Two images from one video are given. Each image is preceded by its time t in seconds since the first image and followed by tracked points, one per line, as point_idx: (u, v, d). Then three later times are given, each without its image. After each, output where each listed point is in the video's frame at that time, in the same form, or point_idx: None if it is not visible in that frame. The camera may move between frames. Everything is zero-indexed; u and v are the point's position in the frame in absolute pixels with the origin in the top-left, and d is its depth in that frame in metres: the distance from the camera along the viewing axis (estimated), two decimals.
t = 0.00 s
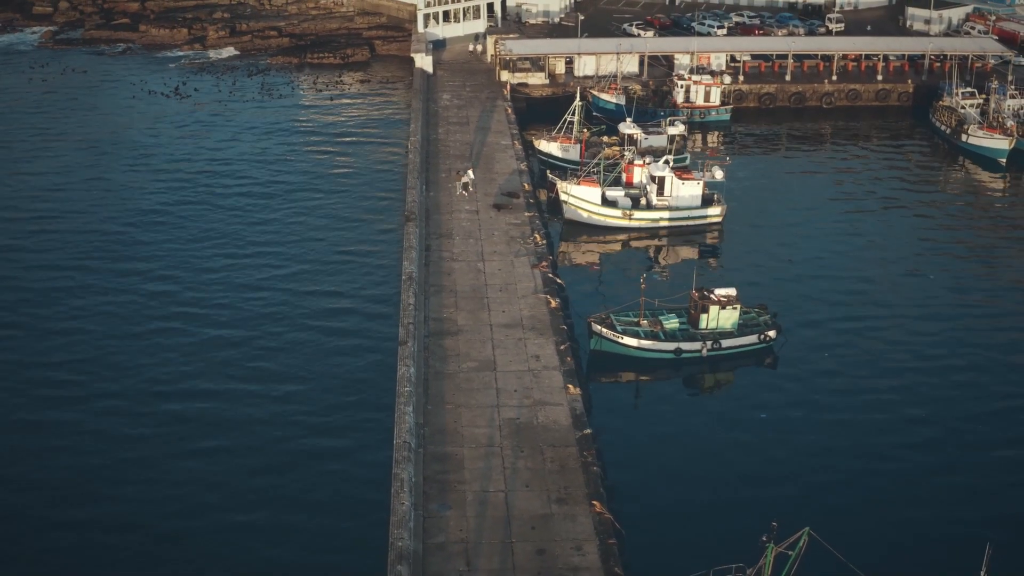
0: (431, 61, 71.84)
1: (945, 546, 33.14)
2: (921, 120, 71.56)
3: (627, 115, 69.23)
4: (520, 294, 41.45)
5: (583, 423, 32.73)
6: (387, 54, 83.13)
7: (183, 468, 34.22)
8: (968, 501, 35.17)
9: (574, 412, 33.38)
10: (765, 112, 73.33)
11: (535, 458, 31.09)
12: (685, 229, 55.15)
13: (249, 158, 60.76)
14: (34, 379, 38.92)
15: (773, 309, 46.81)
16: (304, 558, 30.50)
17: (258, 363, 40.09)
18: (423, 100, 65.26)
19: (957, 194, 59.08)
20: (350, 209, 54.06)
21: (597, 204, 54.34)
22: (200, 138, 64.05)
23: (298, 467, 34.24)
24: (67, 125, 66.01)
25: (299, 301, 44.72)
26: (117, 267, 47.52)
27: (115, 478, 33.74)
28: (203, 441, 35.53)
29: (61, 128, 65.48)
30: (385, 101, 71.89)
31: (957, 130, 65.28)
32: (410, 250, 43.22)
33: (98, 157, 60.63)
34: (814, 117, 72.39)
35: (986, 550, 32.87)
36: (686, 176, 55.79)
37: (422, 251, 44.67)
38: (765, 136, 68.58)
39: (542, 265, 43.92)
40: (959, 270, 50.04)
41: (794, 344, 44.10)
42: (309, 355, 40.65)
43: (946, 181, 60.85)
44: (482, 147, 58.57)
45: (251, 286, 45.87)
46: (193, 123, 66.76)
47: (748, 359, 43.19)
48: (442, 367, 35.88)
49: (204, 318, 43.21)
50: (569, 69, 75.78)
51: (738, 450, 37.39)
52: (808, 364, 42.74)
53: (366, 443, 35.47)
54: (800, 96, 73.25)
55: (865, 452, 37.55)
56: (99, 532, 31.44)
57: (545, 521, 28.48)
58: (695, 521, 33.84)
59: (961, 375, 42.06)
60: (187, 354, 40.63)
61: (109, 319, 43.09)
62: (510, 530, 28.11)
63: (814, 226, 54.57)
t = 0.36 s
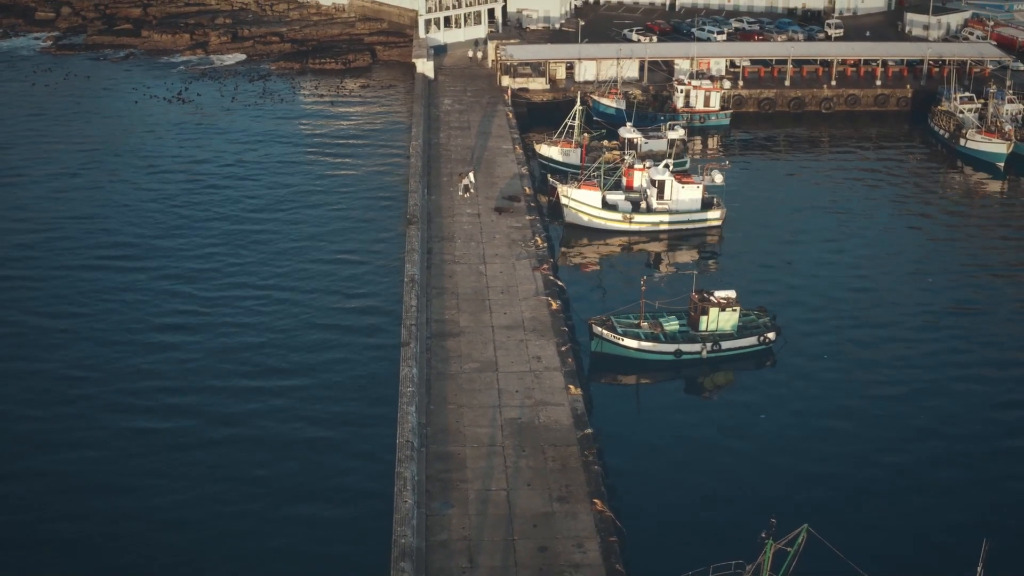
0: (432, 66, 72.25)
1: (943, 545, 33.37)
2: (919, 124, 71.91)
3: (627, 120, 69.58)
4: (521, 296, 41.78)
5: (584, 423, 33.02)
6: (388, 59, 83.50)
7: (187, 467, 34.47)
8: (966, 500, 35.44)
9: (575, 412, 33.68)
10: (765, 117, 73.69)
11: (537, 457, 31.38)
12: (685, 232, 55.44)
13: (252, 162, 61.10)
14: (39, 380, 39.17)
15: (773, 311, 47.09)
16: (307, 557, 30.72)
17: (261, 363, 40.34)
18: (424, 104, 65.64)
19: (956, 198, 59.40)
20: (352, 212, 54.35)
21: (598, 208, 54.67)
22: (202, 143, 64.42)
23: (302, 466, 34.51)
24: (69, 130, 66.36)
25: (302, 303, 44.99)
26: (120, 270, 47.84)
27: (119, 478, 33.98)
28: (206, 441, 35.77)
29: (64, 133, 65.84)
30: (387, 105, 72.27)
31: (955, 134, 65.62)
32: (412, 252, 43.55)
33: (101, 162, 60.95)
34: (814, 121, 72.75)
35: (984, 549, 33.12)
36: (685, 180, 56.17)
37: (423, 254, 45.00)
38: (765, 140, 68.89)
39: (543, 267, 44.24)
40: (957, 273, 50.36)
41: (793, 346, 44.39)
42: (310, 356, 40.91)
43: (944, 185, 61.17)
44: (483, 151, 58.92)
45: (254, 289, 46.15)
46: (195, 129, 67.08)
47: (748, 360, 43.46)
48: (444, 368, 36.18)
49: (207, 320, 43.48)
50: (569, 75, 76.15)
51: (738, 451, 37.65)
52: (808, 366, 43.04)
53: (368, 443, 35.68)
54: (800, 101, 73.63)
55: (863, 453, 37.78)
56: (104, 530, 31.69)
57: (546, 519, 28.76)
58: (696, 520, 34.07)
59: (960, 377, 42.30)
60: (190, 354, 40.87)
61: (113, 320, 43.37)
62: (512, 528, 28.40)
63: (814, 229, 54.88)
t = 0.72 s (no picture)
0: (434, 71, 72.63)
1: (941, 543, 33.67)
2: (918, 129, 72.27)
3: (627, 124, 70.00)
4: (522, 297, 42.13)
5: (585, 422, 33.35)
6: (389, 64, 83.91)
7: (191, 463, 34.71)
8: (964, 499, 35.74)
9: (576, 412, 34.02)
10: (764, 122, 74.08)
11: (538, 456, 31.71)
12: (685, 236, 55.80)
13: (254, 166, 61.50)
14: (44, 379, 39.44)
15: (772, 313, 47.42)
16: (311, 550, 30.95)
17: (264, 362, 40.61)
18: (425, 109, 66.05)
19: (954, 201, 59.75)
20: (354, 215, 54.69)
21: (598, 211, 55.03)
22: (204, 147, 64.82)
23: (304, 462, 34.77)
24: (73, 134, 66.79)
25: (304, 303, 45.30)
26: (124, 271, 48.16)
27: (124, 473, 34.22)
28: (210, 437, 36.01)
29: (68, 137, 66.26)
30: (389, 110, 72.68)
31: (953, 139, 65.99)
32: (414, 255, 43.94)
33: (105, 166, 61.33)
34: (813, 126, 73.13)
35: (981, 545, 33.47)
36: (685, 183, 56.52)
37: (426, 256, 45.37)
38: (765, 145, 69.24)
39: (545, 270, 44.60)
40: (955, 276, 50.70)
41: (792, 347, 44.71)
42: (313, 354, 41.20)
43: (943, 189, 61.53)
44: (485, 155, 59.30)
45: (257, 289, 46.45)
46: (198, 133, 67.49)
47: (748, 361, 43.77)
48: (446, 368, 36.52)
49: (210, 319, 43.77)
50: (570, 79, 76.53)
51: (737, 451, 37.94)
52: (807, 367, 43.35)
53: (371, 441, 35.93)
54: (798, 106, 74.09)
55: (862, 452, 38.09)
56: (109, 525, 31.92)
57: (548, 516, 29.08)
58: (696, 518, 34.35)
59: (958, 378, 42.61)
60: (194, 353, 41.14)
61: (117, 320, 43.67)
62: (514, 525, 28.71)
63: (813, 232, 55.24)
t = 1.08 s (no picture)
0: (435, 75, 73.00)
1: (939, 542, 33.93)
2: (917, 133, 72.63)
3: (628, 128, 70.47)
4: (523, 299, 42.46)
5: (586, 422, 33.68)
6: (391, 69, 84.36)
7: (194, 460, 34.95)
8: (961, 499, 36.01)
9: (577, 411, 34.34)
10: (764, 126, 74.50)
11: (540, 454, 32.02)
12: (685, 238, 56.15)
13: (257, 170, 61.88)
14: (48, 377, 39.71)
15: (772, 314, 47.73)
16: (313, 547, 31.17)
17: (267, 361, 40.86)
18: (427, 113, 66.47)
19: (953, 205, 60.06)
20: (356, 217, 55.01)
21: (599, 214, 55.41)
22: (207, 150, 65.23)
23: (306, 460, 35.01)
24: (76, 138, 67.22)
25: (307, 303, 45.58)
26: (128, 272, 48.47)
27: (127, 471, 34.47)
28: (213, 435, 36.25)
29: (71, 141, 66.69)
30: (391, 114, 73.11)
31: (952, 142, 66.33)
32: (417, 257, 44.32)
33: (108, 169, 61.74)
34: (813, 130, 73.53)
35: (979, 545, 33.74)
36: (685, 187, 56.77)
37: (428, 258, 45.73)
38: (765, 149, 69.61)
39: (546, 272, 44.94)
40: (953, 278, 51.01)
41: (792, 349, 45.00)
42: (316, 354, 41.46)
43: (942, 192, 61.86)
44: (486, 158, 59.69)
45: (260, 290, 46.75)
46: (200, 137, 67.92)
47: (747, 362, 44.06)
48: (448, 368, 36.85)
49: (213, 319, 44.04)
50: (571, 84, 76.92)
51: (737, 451, 38.21)
52: (806, 368, 43.65)
53: (373, 439, 36.15)
54: (798, 110, 74.51)
55: (861, 452, 38.36)
56: (113, 521, 32.17)
57: (550, 514, 29.39)
58: (696, 517, 34.60)
59: (956, 379, 42.89)
60: (197, 353, 41.41)
61: (121, 320, 43.95)
62: (516, 522, 29.01)
63: (812, 235, 55.58)
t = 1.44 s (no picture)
0: (436, 80, 73.43)
1: (936, 541, 34.25)
2: (915, 138, 73.01)
3: (628, 132, 70.89)
4: (524, 301, 42.82)
5: (587, 421, 34.00)
6: (392, 74, 84.73)
7: (198, 458, 35.23)
8: (958, 498, 36.34)
9: (578, 411, 34.67)
10: (764, 131, 74.90)
11: (541, 453, 32.35)
12: (685, 241, 56.52)
13: (259, 173, 62.25)
14: (53, 376, 40.00)
15: (771, 316, 48.06)
16: (316, 543, 31.47)
17: (270, 360, 41.14)
18: (429, 117, 66.89)
19: (951, 209, 60.42)
20: (358, 220, 55.37)
21: (599, 217, 55.83)
22: (210, 154, 65.62)
23: (310, 458, 35.30)
24: (79, 143, 67.63)
25: (309, 304, 45.87)
26: (132, 273, 48.79)
27: (132, 468, 34.74)
28: (217, 433, 36.52)
29: (73, 145, 67.09)
30: (392, 118, 73.51)
31: (950, 146, 66.72)
32: (419, 260, 44.72)
33: (111, 173, 62.12)
34: (811, 134, 73.93)
35: (976, 543, 34.07)
36: (685, 190, 57.20)
37: (429, 261, 46.09)
38: (764, 153, 69.99)
39: (547, 273, 45.31)
40: (951, 281, 51.36)
41: (791, 350, 45.34)
42: (319, 354, 41.77)
43: (940, 196, 62.22)
44: (487, 162, 60.09)
45: (263, 291, 47.06)
46: (202, 141, 68.32)
47: (747, 363, 44.38)
48: (450, 369, 37.20)
49: (217, 320, 44.32)
50: (571, 88, 77.30)
51: (736, 451, 38.51)
52: (805, 369, 43.99)
53: (376, 437, 36.44)
54: (797, 115, 74.89)
55: (860, 452, 38.67)
56: (119, 517, 32.45)
57: (551, 511, 29.72)
58: (696, 516, 34.88)
59: (953, 381, 43.21)
60: (200, 352, 41.70)
61: (125, 320, 44.23)
62: (517, 520, 29.34)
63: (811, 238, 55.94)
